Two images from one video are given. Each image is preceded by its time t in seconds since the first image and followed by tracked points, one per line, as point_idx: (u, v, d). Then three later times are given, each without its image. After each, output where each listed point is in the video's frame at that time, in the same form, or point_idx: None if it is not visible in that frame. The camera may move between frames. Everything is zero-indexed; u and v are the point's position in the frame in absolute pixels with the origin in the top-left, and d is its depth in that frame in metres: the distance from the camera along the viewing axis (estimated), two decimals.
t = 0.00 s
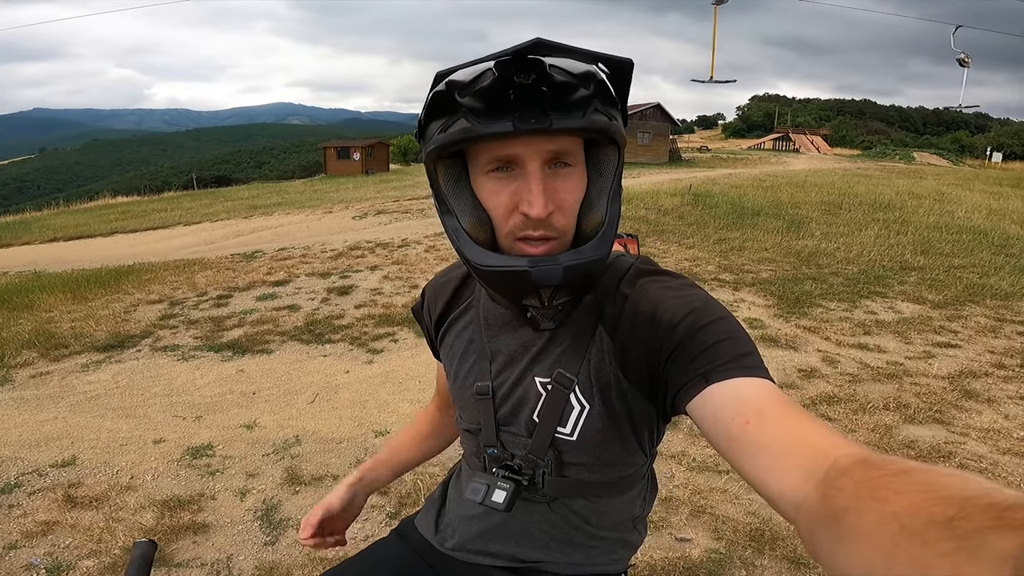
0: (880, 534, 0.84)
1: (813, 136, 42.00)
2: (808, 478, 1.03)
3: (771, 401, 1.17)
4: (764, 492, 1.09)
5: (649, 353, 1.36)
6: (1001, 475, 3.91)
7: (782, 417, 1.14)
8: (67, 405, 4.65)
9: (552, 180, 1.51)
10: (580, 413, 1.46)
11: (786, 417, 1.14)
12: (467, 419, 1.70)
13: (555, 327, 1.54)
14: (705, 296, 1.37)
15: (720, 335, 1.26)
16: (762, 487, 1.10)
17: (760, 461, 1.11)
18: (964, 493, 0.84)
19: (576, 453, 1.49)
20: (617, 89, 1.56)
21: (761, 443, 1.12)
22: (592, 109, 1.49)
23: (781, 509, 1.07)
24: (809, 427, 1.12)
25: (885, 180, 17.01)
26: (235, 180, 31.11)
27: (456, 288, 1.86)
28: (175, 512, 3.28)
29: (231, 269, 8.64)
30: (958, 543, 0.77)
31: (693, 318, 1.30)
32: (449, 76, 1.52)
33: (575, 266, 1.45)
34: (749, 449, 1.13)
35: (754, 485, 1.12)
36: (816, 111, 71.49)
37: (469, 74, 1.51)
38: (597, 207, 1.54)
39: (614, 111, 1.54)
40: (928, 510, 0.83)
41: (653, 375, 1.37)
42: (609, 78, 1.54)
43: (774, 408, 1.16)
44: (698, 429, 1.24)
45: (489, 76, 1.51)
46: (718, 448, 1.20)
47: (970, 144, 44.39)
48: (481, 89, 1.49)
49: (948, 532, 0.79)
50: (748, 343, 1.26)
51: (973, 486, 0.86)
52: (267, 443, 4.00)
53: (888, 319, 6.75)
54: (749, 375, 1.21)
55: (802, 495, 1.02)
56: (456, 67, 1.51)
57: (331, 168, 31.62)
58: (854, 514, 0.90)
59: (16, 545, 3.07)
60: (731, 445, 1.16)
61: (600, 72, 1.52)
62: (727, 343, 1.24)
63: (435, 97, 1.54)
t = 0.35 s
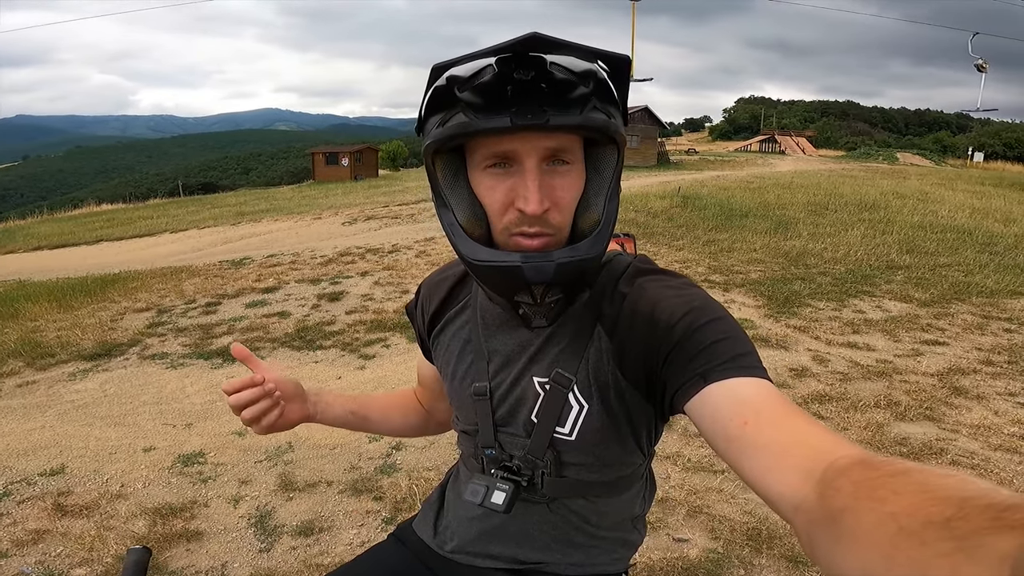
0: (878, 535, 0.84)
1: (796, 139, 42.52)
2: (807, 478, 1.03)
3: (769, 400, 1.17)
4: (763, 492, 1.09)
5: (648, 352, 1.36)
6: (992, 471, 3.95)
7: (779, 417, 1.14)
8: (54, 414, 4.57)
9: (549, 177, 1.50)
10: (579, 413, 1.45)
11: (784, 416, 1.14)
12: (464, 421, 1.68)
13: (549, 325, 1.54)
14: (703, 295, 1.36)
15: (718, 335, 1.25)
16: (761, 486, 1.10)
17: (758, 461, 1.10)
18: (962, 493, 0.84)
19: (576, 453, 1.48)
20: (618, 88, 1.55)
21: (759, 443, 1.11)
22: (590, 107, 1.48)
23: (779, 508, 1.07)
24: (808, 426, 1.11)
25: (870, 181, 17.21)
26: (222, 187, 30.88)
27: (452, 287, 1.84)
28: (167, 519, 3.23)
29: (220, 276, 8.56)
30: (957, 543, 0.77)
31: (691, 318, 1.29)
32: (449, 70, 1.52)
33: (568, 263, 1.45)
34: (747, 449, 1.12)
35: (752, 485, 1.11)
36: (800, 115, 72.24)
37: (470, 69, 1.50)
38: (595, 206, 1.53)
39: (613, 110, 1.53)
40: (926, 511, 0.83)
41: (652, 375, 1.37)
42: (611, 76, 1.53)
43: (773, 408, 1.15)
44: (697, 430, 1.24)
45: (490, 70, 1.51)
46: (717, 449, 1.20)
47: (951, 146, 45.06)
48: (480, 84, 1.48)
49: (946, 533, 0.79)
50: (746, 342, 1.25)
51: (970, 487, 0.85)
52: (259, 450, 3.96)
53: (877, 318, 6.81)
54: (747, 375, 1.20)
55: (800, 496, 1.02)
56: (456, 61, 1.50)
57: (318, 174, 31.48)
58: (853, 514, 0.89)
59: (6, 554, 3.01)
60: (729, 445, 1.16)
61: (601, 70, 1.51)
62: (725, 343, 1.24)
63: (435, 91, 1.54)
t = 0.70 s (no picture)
0: (881, 535, 0.84)
1: (793, 140, 42.64)
2: (809, 478, 1.02)
3: (773, 401, 1.16)
4: (765, 493, 1.08)
5: (651, 352, 1.35)
6: (985, 473, 3.97)
7: (783, 418, 1.13)
8: (48, 409, 4.55)
9: (532, 176, 1.48)
10: (580, 411, 1.45)
11: (788, 417, 1.13)
12: (465, 417, 1.68)
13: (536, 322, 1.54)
14: (709, 296, 1.36)
15: (723, 335, 1.25)
16: (762, 487, 1.09)
17: (760, 462, 1.10)
18: (964, 495, 0.84)
19: (576, 450, 1.47)
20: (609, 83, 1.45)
21: (763, 443, 1.11)
22: (568, 105, 1.41)
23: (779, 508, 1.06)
24: (811, 428, 1.11)
25: (866, 183, 17.27)
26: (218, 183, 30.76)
27: (456, 282, 1.83)
28: (162, 516, 3.22)
29: (215, 272, 8.52)
30: (959, 544, 0.76)
31: (695, 318, 1.29)
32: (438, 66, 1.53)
33: (537, 264, 1.46)
34: (750, 449, 1.12)
35: (754, 486, 1.11)
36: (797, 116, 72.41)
37: (460, 67, 1.50)
38: (583, 206, 1.50)
39: (600, 108, 1.44)
40: (928, 512, 0.83)
41: (654, 374, 1.37)
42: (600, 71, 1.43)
43: (777, 409, 1.15)
44: (699, 430, 1.23)
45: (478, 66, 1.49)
46: (718, 449, 1.19)
47: (948, 148, 45.20)
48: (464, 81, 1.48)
49: (948, 534, 0.79)
50: (751, 343, 1.25)
51: (973, 489, 0.85)
52: (254, 446, 3.94)
53: (872, 319, 6.83)
54: (752, 376, 1.20)
55: (802, 497, 1.01)
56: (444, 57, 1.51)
57: (315, 170, 31.39)
58: (855, 514, 0.89)
59: None
60: (732, 445, 1.15)
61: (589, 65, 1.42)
62: (729, 343, 1.24)
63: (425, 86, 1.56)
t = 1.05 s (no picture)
0: (883, 536, 0.85)
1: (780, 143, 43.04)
2: (814, 479, 1.03)
3: (777, 401, 1.16)
4: (767, 493, 1.09)
5: (656, 353, 1.34)
6: (975, 471, 4.00)
7: (788, 419, 1.13)
8: (36, 412, 4.47)
9: (528, 177, 1.46)
10: (585, 412, 1.43)
11: (792, 418, 1.13)
12: (469, 417, 1.66)
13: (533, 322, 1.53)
14: (713, 297, 1.34)
15: (727, 337, 1.24)
16: (765, 487, 1.10)
17: (763, 462, 1.10)
18: (967, 495, 0.84)
19: (580, 451, 1.46)
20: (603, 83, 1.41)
21: (767, 444, 1.11)
22: (558, 106, 1.38)
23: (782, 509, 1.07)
24: (815, 430, 1.10)
25: (853, 185, 17.45)
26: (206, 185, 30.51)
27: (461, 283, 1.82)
28: (155, 519, 3.17)
29: (205, 274, 8.44)
30: (961, 544, 0.76)
31: (700, 319, 1.28)
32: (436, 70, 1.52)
33: (527, 266, 1.45)
34: (755, 450, 1.11)
35: (756, 486, 1.11)
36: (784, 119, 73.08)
37: (457, 69, 1.49)
38: (580, 207, 1.48)
39: (594, 108, 1.40)
40: (930, 512, 0.83)
41: (659, 376, 1.36)
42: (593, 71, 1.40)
43: (782, 410, 1.14)
44: (702, 430, 1.23)
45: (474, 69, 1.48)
46: (721, 449, 1.19)
47: (931, 150, 45.81)
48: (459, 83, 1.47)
49: (950, 534, 0.79)
50: (755, 344, 1.23)
51: (975, 488, 0.85)
52: (248, 449, 3.90)
53: (862, 320, 6.89)
54: (757, 377, 1.18)
55: (807, 498, 1.02)
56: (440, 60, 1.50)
57: (305, 173, 31.22)
58: (859, 516, 0.90)
59: None
60: (735, 446, 1.15)
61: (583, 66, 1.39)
62: (733, 345, 1.22)
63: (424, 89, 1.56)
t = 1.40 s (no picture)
0: (880, 537, 0.85)
1: (778, 143, 43.07)
2: (812, 480, 1.03)
3: (775, 402, 1.16)
4: (766, 493, 1.09)
5: (655, 354, 1.34)
6: (974, 470, 4.01)
7: (785, 419, 1.13)
8: (34, 414, 4.46)
9: (545, 176, 1.46)
10: (584, 413, 1.43)
11: (790, 418, 1.13)
12: (467, 419, 1.66)
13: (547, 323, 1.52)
14: (712, 298, 1.34)
15: (726, 338, 1.24)
16: (763, 488, 1.10)
17: (761, 464, 1.10)
18: (965, 496, 0.84)
19: (579, 452, 1.46)
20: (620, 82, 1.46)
21: (764, 445, 1.11)
22: (582, 105, 1.40)
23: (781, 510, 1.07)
24: (814, 430, 1.10)
25: (852, 184, 17.47)
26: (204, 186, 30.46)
27: (459, 285, 1.82)
28: (154, 521, 3.17)
29: (203, 275, 8.43)
30: (959, 545, 0.77)
31: (698, 320, 1.28)
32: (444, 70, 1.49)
33: (557, 264, 1.44)
34: (752, 450, 1.12)
35: (755, 486, 1.12)
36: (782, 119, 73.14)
37: (467, 69, 1.47)
38: (595, 205, 1.48)
39: (610, 107, 1.44)
40: (928, 513, 0.83)
41: (658, 377, 1.35)
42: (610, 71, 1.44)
43: (780, 411, 1.14)
44: (700, 431, 1.23)
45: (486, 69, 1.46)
46: (720, 449, 1.19)
47: (929, 149, 45.88)
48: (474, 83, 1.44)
49: (948, 535, 0.79)
50: (754, 345, 1.23)
51: (974, 489, 0.85)
52: (247, 450, 3.90)
53: (860, 319, 6.90)
54: (755, 378, 1.18)
55: (805, 499, 1.02)
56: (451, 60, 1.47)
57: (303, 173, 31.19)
58: (856, 516, 0.90)
59: None
60: (733, 446, 1.15)
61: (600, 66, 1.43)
62: (732, 346, 1.22)
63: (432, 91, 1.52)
